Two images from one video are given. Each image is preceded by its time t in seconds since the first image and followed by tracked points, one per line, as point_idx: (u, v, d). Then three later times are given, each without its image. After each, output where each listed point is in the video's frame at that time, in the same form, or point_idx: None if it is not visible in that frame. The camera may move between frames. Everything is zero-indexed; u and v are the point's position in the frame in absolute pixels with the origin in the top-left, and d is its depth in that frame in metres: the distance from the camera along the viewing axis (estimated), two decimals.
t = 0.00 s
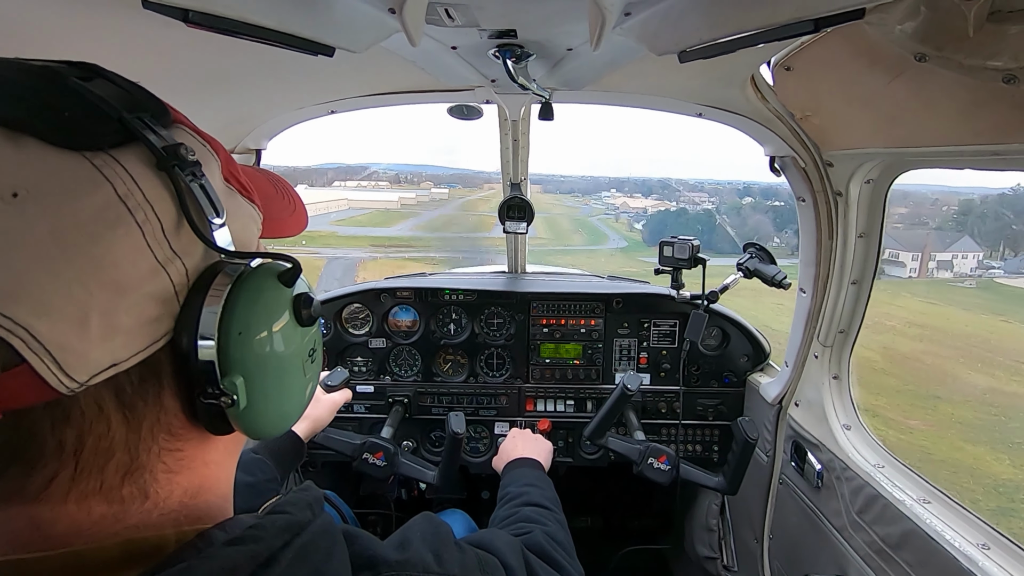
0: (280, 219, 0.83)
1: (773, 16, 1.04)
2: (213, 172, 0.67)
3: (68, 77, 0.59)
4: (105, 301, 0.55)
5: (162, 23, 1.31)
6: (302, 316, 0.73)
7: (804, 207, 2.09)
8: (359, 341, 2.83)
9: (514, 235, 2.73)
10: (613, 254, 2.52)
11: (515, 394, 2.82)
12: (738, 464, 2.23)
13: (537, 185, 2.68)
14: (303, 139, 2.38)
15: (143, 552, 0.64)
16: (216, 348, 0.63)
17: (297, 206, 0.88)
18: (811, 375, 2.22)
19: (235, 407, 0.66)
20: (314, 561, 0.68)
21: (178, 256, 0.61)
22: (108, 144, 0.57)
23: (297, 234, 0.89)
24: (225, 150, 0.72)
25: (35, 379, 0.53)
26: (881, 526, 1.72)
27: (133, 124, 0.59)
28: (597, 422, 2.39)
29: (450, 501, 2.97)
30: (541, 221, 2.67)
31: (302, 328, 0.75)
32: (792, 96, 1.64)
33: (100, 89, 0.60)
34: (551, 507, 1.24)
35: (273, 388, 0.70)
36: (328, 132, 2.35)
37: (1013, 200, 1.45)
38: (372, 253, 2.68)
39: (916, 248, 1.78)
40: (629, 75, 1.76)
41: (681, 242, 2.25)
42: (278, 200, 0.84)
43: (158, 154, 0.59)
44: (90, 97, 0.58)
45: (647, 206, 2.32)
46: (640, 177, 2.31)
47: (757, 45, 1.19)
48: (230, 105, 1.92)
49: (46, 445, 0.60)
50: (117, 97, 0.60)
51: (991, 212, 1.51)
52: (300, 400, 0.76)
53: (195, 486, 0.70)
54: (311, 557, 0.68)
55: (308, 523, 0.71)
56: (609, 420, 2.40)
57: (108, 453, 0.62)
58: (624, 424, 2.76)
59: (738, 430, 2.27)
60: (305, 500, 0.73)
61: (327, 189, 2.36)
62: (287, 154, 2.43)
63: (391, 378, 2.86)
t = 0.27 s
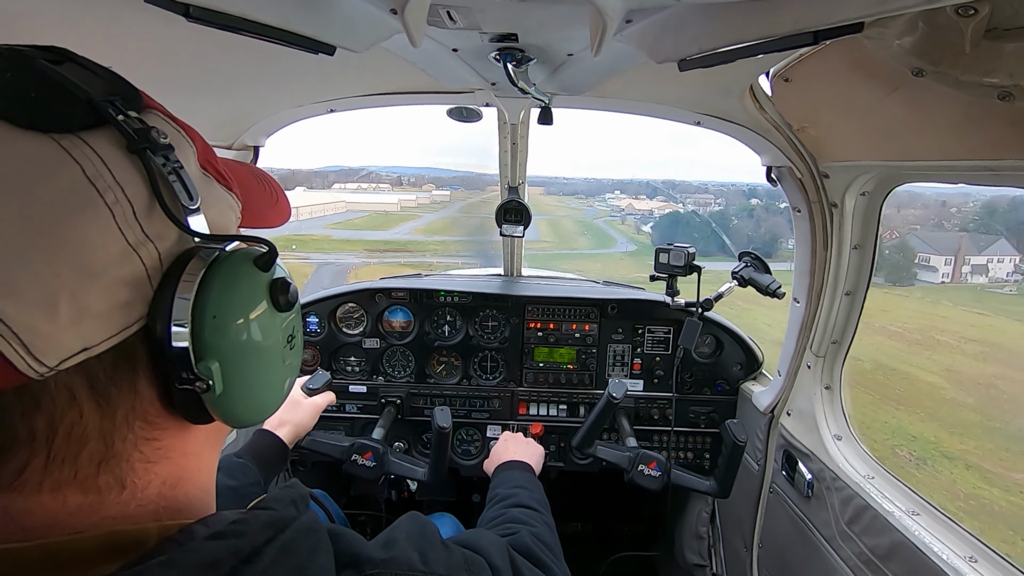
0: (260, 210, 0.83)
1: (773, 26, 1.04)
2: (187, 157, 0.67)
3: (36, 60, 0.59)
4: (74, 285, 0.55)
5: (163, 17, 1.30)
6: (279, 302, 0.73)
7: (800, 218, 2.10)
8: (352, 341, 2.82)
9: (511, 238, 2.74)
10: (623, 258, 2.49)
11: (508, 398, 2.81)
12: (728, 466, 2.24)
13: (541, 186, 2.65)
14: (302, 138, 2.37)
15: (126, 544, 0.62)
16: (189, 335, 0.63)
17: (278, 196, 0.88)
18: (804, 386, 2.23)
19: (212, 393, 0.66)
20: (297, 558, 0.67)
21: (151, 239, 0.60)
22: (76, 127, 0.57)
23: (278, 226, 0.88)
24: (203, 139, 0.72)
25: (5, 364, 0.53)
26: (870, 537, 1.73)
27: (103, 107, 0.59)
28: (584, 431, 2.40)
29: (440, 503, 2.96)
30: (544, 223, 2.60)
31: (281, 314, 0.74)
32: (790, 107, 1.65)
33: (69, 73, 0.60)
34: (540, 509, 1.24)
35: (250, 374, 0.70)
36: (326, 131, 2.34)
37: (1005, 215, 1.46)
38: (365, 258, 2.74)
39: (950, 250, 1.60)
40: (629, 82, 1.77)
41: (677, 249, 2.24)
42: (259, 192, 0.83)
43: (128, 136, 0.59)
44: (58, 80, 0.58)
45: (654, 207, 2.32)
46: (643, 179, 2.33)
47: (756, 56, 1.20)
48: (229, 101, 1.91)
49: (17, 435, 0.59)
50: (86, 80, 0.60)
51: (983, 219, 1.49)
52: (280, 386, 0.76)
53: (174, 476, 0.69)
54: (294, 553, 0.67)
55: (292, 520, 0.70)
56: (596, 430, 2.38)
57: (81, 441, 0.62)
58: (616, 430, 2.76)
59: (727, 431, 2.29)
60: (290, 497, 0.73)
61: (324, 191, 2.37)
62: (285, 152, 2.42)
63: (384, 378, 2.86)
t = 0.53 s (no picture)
0: (250, 204, 0.82)
1: (772, 32, 1.05)
2: (173, 150, 0.67)
3: (20, 52, 0.59)
4: (60, 273, 0.55)
5: (162, 16, 1.30)
6: (269, 291, 0.72)
7: (798, 223, 2.11)
8: (349, 341, 2.82)
9: (509, 241, 2.74)
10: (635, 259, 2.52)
11: (504, 399, 2.81)
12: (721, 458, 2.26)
13: (546, 188, 2.62)
14: (301, 138, 2.37)
15: (121, 540, 0.63)
16: (177, 325, 0.63)
17: (268, 192, 0.87)
18: (800, 391, 2.23)
19: (201, 380, 0.65)
20: (290, 557, 0.67)
21: (137, 228, 0.60)
22: (60, 117, 0.58)
23: (269, 222, 0.88)
24: (189, 134, 0.72)
25: None
26: (865, 542, 1.73)
27: (87, 98, 0.60)
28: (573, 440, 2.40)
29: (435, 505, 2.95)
30: (551, 224, 2.60)
31: (270, 304, 0.74)
32: (789, 112, 1.66)
33: (53, 65, 0.60)
34: (535, 511, 1.24)
35: (238, 362, 0.69)
36: (325, 132, 2.34)
37: (1000, 222, 1.47)
38: (358, 264, 2.82)
39: (991, 250, 1.47)
40: (628, 86, 1.77)
41: (674, 252, 2.23)
42: (248, 188, 0.83)
43: (112, 126, 0.59)
44: (42, 72, 0.59)
45: (663, 207, 2.31)
46: (649, 179, 2.35)
47: (755, 61, 1.20)
48: (228, 101, 1.91)
49: (3, 427, 0.57)
50: (70, 72, 0.61)
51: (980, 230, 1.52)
52: (270, 377, 0.75)
53: (165, 470, 0.69)
54: (287, 552, 0.67)
55: (285, 518, 0.70)
56: (585, 438, 2.39)
57: (71, 432, 0.61)
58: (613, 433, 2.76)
59: (717, 425, 2.27)
60: (284, 495, 0.73)
61: (322, 194, 2.40)
62: (283, 152, 2.42)
63: (380, 379, 2.85)
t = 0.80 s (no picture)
0: (248, 201, 0.82)
1: (771, 31, 1.05)
2: (173, 144, 0.67)
3: (24, 47, 0.60)
4: (62, 262, 0.55)
5: (161, 14, 1.30)
6: (270, 282, 0.73)
7: (797, 222, 2.11)
8: (348, 341, 2.82)
9: (508, 240, 2.74)
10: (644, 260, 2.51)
11: (503, 399, 2.81)
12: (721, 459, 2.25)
13: (551, 189, 2.59)
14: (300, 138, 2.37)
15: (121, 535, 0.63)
16: (179, 316, 0.63)
17: (265, 191, 0.87)
18: (798, 391, 2.24)
19: (201, 369, 0.65)
20: (290, 554, 0.67)
21: (138, 219, 0.61)
22: (63, 110, 0.58)
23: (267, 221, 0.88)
24: (188, 130, 0.72)
25: None
26: (863, 542, 1.73)
27: (89, 92, 0.60)
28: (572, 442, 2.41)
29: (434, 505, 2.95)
30: (557, 225, 2.59)
31: (271, 295, 0.74)
32: (787, 112, 1.66)
33: (56, 60, 0.61)
34: (534, 509, 1.24)
35: (239, 352, 0.69)
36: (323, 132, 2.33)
37: (1000, 222, 1.47)
38: (351, 271, 2.90)
39: None
40: (627, 85, 1.77)
41: (674, 252, 2.26)
42: (246, 186, 0.83)
43: (114, 118, 0.60)
44: (46, 66, 0.59)
45: (672, 207, 2.28)
46: (657, 178, 2.33)
47: (754, 61, 1.20)
48: (227, 100, 1.91)
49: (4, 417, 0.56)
50: (73, 67, 0.61)
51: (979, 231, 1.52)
52: (271, 368, 0.75)
53: (165, 462, 0.69)
54: (287, 549, 0.67)
55: (286, 515, 0.70)
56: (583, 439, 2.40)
57: (72, 423, 0.60)
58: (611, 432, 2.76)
59: (716, 425, 2.26)
60: (284, 492, 0.72)
61: (321, 197, 2.45)
62: (282, 152, 2.42)
63: (379, 379, 2.85)
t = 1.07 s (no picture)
0: (254, 201, 0.82)
1: (774, 28, 1.05)
2: (180, 143, 0.67)
3: (31, 44, 0.60)
4: (69, 257, 0.55)
5: (164, 13, 1.30)
6: (276, 280, 0.73)
7: (799, 220, 2.10)
8: (351, 339, 2.82)
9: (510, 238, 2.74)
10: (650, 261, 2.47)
11: (505, 397, 2.81)
12: (721, 456, 2.27)
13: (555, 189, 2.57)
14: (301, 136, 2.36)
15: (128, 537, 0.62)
16: (186, 313, 0.63)
17: (272, 192, 0.87)
18: (800, 388, 2.23)
19: (208, 367, 0.66)
20: (296, 554, 0.67)
21: (145, 216, 0.61)
22: (70, 105, 0.58)
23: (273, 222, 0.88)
24: (196, 129, 0.72)
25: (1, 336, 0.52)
26: (865, 540, 1.74)
27: (96, 88, 0.60)
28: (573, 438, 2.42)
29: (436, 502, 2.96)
30: (563, 226, 2.53)
31: (277, 293, 0.74)
32: (790, 108, 1.65)
33: (63, 56, 0.61)
34: (538, 507, 1.24)
35: (246, 349, 0.70)
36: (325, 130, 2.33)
37: (1003, 221, 1.46)
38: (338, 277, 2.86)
39: None
40: (628, 82, 1.77)
41: (676, 250, 2.26)
42: (251, 186, 0.83)
43: (121, 116, 0.60)
44: (54, 61, 0.59)
45: (678, 207, 2.24)
46: (665, 178, 2.32)
47: (757, 57, 1.19)
48: (229, 98, 1.91)
49: (13, 412, 0.57)
50: (79, 63, 0.62)
51: (978, 228, 1.51)
52: (277, 365, 0.76)
53: (171, 461, 0.69)
54: (293, 549, 0.67)
55: (291, 515, 0.70)
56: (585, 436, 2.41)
57: (78, 420, 0.60)
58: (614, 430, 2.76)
59: (717, 423, 2.29)
60: (290, 492, 0.73)
61: (318, 200, 2.42)
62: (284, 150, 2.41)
63: (382, 376, 2.85)
